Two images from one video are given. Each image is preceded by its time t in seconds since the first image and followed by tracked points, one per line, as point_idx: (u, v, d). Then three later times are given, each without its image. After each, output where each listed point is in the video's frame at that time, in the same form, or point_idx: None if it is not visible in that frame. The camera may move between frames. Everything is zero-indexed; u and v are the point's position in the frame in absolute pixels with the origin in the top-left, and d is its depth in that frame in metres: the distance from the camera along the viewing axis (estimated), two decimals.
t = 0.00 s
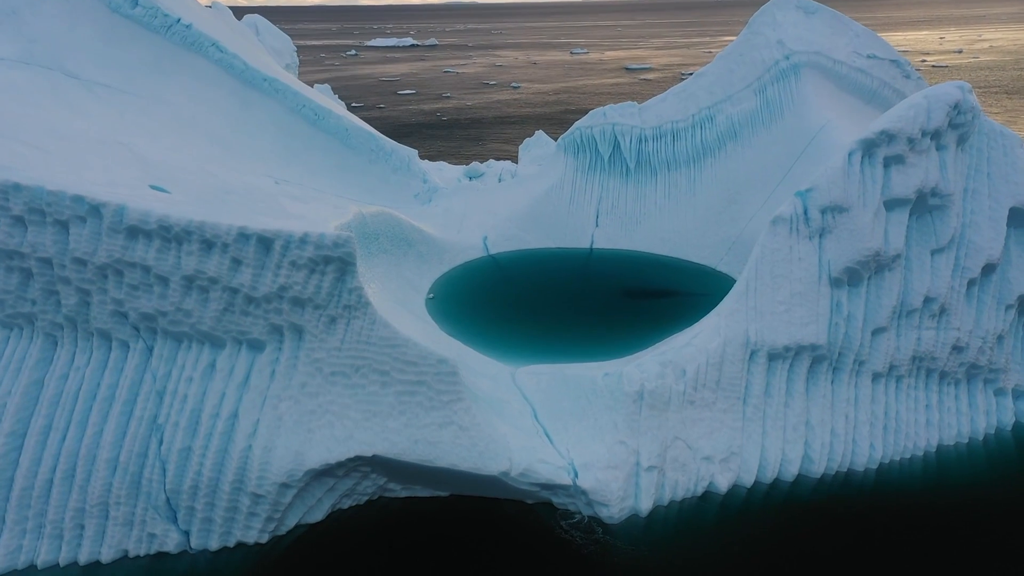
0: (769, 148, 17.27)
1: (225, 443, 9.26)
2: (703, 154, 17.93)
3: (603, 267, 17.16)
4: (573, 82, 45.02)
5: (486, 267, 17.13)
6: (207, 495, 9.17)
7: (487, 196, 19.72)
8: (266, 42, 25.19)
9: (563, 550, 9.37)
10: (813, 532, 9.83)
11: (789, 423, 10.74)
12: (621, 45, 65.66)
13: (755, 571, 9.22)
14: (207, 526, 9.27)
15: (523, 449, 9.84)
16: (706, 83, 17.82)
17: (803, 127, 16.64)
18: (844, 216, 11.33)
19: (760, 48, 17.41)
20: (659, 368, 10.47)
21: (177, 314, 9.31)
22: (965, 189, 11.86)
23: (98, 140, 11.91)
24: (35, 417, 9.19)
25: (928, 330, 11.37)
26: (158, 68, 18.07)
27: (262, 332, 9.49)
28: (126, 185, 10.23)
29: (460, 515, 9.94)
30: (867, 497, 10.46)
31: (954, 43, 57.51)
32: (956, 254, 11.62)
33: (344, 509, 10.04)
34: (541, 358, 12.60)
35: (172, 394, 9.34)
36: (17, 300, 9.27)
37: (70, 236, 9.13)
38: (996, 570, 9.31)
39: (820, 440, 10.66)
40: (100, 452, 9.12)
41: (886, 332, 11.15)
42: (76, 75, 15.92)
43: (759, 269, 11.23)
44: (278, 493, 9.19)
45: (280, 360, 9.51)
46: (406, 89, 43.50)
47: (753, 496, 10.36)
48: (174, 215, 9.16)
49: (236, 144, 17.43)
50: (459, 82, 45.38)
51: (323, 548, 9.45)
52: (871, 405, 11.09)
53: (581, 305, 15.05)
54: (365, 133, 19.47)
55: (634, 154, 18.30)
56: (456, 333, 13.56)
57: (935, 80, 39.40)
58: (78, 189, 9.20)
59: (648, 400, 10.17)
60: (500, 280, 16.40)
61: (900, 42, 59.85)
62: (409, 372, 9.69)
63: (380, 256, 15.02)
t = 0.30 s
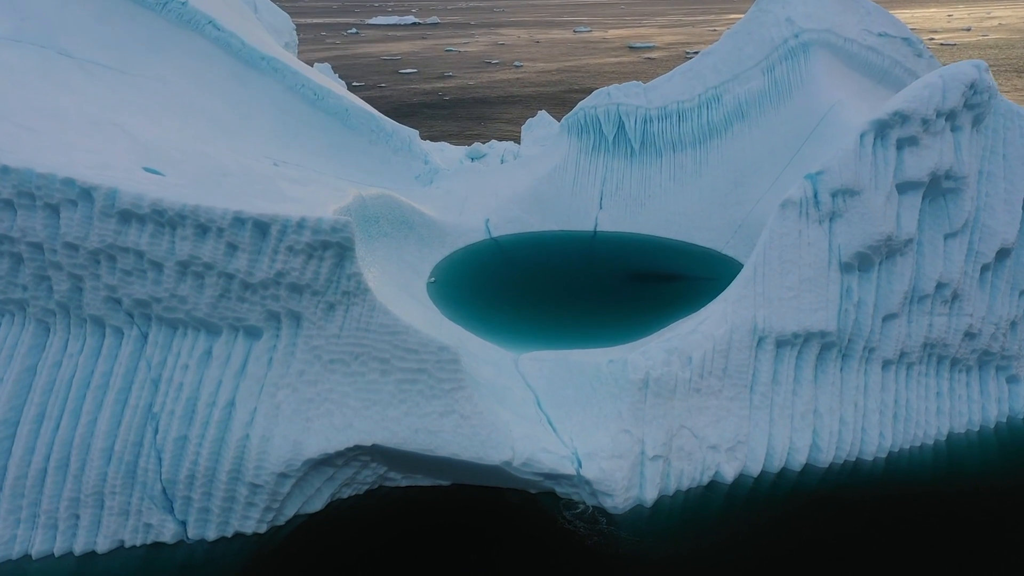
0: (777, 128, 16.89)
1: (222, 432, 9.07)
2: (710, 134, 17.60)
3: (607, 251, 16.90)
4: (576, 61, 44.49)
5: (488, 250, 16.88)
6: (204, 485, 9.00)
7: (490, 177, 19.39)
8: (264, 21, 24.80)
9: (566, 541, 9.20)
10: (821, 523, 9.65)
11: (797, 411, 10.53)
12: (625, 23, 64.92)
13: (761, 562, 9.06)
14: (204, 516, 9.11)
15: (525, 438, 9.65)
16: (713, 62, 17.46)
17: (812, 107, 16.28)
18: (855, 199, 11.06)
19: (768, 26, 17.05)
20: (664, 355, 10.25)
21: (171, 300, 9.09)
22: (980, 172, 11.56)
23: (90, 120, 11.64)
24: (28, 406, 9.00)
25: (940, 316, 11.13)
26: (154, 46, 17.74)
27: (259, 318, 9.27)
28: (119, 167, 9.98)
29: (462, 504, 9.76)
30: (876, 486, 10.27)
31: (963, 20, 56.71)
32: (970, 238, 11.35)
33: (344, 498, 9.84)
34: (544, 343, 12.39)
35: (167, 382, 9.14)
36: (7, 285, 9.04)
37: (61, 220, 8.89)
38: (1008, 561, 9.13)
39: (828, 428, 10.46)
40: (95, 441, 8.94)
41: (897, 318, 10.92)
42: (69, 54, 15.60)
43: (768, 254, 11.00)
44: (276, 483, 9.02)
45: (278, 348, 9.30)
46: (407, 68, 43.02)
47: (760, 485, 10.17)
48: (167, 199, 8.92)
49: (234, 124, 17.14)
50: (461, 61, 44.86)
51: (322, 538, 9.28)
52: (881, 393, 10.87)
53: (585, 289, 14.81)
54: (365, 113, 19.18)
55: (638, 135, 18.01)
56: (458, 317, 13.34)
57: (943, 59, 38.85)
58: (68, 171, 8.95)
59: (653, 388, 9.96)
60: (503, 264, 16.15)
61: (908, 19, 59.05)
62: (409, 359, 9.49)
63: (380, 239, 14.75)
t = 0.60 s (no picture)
0: (787, 104, 16.43)
1: (217, 420, 8.82)
2: (717, 111, 17.15)
3: (612, 231, 16.54)
4: (580, 34, 43.81)
5: (490, 230, 16.52)
6: (199, 474, 8.77)
7: (492, 155, 18.99)
8: None
9: (571, 532, 8.98)
10: (832, 513, 9.41)
11: (807, 398, 10.27)
12: None
13: (771, 554, 8.83)
14: (200, 506, 8.88)
15: (529, 425, 9.40)
16: (722, 36, 16.97)
17: (824, 83, 15.84)
18: (870, 179, 10.71)
19: None
20: (671, 340, 9.98)
21: (163, 284, 8.80)
22: (999, 150, 11.19)
23: (80, 96, 11.29)
24: (18, 393, 8.75)
25: (955, 299, 10.83)
26: (148, 19, 17.31)
27: (254, 303, 8.99)
28: (108, 146, 9.65)
29: (463, 493, 9.53)
30: (888, 475, 10.02)
31: None
32: (987, 220, 11.01)
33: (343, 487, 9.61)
34: (546, 326, 12.13)
35: (161, 369, 8.88)
36: None
37: (48, 201, 8.57)
38: None
39: (839, 415, 10.20)
40: (86, 429, 8.69)
41: (911, 302, 10.61)
42: (60, 26, 15.18)
43: (778, 235, 10.69)
44: (272, 472, 8.78)
45: (274, 333, 9.03)
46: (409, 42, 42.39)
47: (768, 474, 9.93)
48: (158, 179, 8.61)
49: (230, 100, 16.77)
50: (463, 35, 44.18)
51: (320, 528, 9.06)
52: (893, 378, 10.60)
53: (590, 270, 14.50)
54: (364, 89, 18.82)
55: (644, 112, 17.57)
56: (459, 299, 13.04)
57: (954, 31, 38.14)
58: (55, 150, 8.62)
59: (660, 374, 9.69)
60: (506, 244, 15.82)
61: None
62: (409, 345, 9.22)
63: (380, 219, 14.41)
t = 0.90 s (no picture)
0: (795, 85, 16.08)
1: (212, 411, 8.62)
2: (723, 92, 16.84)
3: (616, 215, 16.25)
4: (584, 13, 43.19)
5: (492, 214, 16.25)
6: (195, 466, 8.58)
7: (493, 137, 18.66)
8: None
9: (574, 525, 8.79)
10: (841, 506, 9.22)
11: (815, 388, 10.06)
12: None
13: (779, 548, 8.64)
14: (195, 499, 8.69)
15: (531, 416, 9.19)
16: (729, 14, 16.54)
17: (833, 64, 15.47)
18: (882, 163, 10.43)
19: None
20: (677, 330, 9.75)
21: (156, 273, 8.56)
22: (1016, 133, 10.86)
23: (71, 77, 11.01)
24: (8, 383, 8.55)
25: (968, 287, 10.57)
26: None
27: (249, 292, 8.75)
28: (99, 129, 9.39)
29: (465, 485, 9.34)
30: (897, 467, 9.82)
31: None
32: (1002, 205, 10.72)
33: (342, 478, 9.43)
34: (548, 313, 11.90)
35: (154, 359, 8.66)
36: None
37: (35, 185, 8.32)
38: None
39: (848, 406, 9.99)
40: (78, 421, 8.49)
41: (923, 289, 10.36)
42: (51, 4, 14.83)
43: (787, 222, 10.44)
44: (269, 465, 8.59)
45: (270, 323, 8.80)
46: (410, 20, 41.84)
47: (775, 465, 9.73)
48: (149, 164, 8.35)
49: (226, 81, 16.46)
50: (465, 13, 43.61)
51: (319, 521, 8.88)
52: (904, 367, 10.38)
53: (593, 255, 14.25)
54: (364, 69, 18.49)
55: (649, 93, 17.31)
56: (460, 284, 12.82)
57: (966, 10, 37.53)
58: (42, 134, 8.36)
59: (666, 364, 9.47)
60: (507, 228, 15.56)
61: None
62: (409, 335, 8.99)
63: (380, 203, 14.15)
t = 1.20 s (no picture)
0: (806, 62, 15.71)
1: (206, 403, 8.37)
2: (731, 70, 16.39)
3: (620, 197, 15.90)
4: None
5: (493, 196, 15.90)
6: (189, 459, 8.34)
7: (495, 117, 18.29)
8: None
9: (578, 519, 8.57)
10: (852, 500, 8.98)
11: (826, 377, 9.81)
12: None
13: (788, 543, 8.42)
14: (190, 492, 8.47)
15: (534, 407, 8.95)
16: None
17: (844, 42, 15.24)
18: (897, 145, 10.09)
19: None
20: (685, 318, 9.48)
21: (146, 260, 8.27)
22: None
23: (59, 55, 10.65)
24: None
25: (985, 273, 10.28)
26: None
27: (243, 280, 8.47)
28: (86, 109, 9.06)
29: (466, 478, 9.12)
30: (910, 458, 9.58)
31: None
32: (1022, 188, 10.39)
33: (339, 470, 9.19)
34: (550, 298, 11.62)
35: (145, 349, 8.40)
36: None
37: (20, 169, 8.01)
38: None
39: (859, 396, 9.74)
40: (68, 413, 8.24)
41: (938, 276, 10.06)
42: None
43: (799, 205, 10.10)
44: (265, 458, 8.36)
45: (265, 312, 8.52)
46: None
47: (784, 457, 9.50)
48: (137, 147, 8.03)
49: (221, 58, 16.07)
50: None
51: (316, 515, 8.66)
52: (917, 356, 10.10)
53: (596, 238, 13.95)
54: (362, 45, 18.01)
55: (655, 71, 16.83)
56: (461, 269, 12.51)
57: None
58: (26, 116, 8.04)
59: (673, 353, 9.21)
60: (508, 210, 15.22)
61: None
62: (408, 324, 8.72)
63: (379, 184, 13.86)
